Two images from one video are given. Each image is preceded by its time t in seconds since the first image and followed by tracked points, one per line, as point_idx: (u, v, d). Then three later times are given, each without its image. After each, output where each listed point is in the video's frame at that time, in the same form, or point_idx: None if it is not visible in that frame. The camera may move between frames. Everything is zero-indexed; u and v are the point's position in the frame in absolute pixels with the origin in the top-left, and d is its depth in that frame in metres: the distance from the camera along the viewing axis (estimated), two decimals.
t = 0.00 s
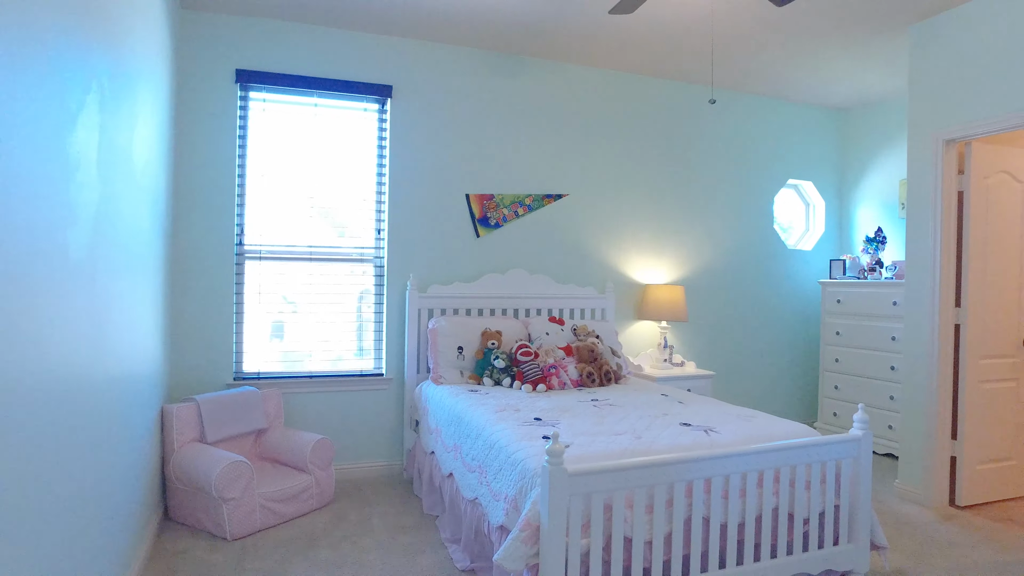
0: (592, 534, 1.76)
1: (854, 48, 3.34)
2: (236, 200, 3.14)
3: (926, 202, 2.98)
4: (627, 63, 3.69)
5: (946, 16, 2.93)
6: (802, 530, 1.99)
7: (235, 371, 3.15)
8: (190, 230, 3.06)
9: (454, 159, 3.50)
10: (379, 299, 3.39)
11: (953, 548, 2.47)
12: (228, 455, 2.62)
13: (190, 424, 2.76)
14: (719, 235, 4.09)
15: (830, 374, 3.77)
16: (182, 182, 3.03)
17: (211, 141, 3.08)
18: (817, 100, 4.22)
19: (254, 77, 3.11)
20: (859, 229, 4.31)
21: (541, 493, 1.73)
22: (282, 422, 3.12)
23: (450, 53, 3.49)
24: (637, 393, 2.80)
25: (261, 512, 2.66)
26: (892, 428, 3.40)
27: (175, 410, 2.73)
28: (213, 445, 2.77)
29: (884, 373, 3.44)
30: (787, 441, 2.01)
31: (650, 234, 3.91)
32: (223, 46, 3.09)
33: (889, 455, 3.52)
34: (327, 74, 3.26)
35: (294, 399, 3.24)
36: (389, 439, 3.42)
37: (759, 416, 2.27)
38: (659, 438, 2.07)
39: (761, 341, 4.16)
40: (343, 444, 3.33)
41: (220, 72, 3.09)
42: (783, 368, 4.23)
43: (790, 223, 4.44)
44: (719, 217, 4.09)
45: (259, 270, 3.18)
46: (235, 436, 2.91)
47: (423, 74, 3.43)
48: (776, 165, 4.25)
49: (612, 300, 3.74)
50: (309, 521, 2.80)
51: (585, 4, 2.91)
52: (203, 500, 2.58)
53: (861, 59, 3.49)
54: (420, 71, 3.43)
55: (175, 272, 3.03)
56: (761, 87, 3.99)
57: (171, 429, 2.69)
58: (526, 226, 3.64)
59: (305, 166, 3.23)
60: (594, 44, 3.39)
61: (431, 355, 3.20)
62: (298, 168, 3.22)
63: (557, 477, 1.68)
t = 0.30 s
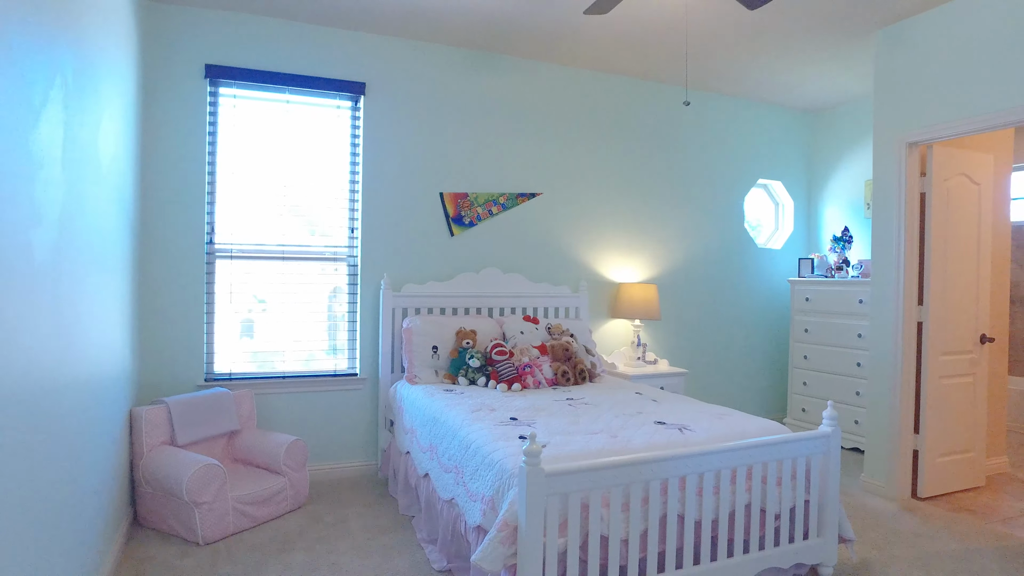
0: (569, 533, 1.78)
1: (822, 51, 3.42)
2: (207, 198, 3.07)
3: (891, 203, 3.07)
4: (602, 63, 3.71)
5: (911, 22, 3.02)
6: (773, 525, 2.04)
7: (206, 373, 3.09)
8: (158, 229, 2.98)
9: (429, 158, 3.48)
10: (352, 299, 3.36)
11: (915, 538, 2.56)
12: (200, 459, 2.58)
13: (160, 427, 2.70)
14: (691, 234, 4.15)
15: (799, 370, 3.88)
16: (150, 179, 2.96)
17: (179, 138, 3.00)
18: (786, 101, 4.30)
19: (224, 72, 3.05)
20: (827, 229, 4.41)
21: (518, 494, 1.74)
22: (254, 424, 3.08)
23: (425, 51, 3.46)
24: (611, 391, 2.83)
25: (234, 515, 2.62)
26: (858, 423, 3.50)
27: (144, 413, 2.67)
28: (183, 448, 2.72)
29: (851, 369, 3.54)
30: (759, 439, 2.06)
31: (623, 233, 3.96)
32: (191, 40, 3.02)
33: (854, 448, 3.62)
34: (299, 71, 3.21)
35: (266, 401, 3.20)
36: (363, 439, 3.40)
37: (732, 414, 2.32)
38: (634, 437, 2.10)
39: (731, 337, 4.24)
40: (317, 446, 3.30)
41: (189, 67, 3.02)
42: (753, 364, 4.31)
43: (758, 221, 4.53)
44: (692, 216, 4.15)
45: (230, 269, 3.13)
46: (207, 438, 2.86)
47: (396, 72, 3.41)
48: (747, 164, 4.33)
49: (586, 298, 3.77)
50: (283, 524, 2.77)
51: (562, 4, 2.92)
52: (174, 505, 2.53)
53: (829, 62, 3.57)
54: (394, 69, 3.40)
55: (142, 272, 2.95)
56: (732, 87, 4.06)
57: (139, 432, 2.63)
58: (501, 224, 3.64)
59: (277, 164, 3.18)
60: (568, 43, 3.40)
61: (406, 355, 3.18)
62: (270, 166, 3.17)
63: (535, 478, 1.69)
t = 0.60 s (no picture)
0: (549, 533, 1.79)
1: (797, 55, 3.48)
2: (183, 198, 3.03)
3: (863, 204, 3.14)
4: (582, 64, 3.74)
5: (882, 28, 3.09)
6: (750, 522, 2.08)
7: (183, 375, 3.05)
8: (133, 229, 2.93)
9: (408, 158, 3.48)
10: (332, 300, 3.34)
11: (886, 532, 2.63)
12: (177, 462, 2.54)
13: (136, 431, 2.66)
14: (669, 234, 4.19)
15: (775, 369, 3.95)
16: (125, 178, 2.91)
17: (154, 136, 2.96)
18: (762, 103, 4.37)
19: (201, 71, 3.01)
20: (802, 230, 4.50)
21: (499, 495, 1.75)
22: (233, 426, 3.05)
23: (405, 51, 3.46)
24: (591, 391, 2.86)
25: (212, 519, 2.60)
26: (832, 420, 3.58)
27: (119, 416, 2.63)
28: (160, 451, 2.68)
29: (825, 367, 3.61)
30: (736, 438, 2.10)
31: (602, 234, 3.99)
32: (166, 38, 2.98)
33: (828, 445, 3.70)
34: (277, 70, 3.18)
35: (244, 403, 3.17)
36: (343, 441, 3.38)
37: (710, 414, 2.36)
38: (614, 437, 2.12)
39: (709, 337, 4.30)
40: (296, 448, 3.28)
41: (164, 65, 2.97)
42: (729, 362, 4.38)
43: (735, 220, 4.59)
44: (670, 217, 4.20)
45: (208, 270, 3.09)
46: (184, 441, 2.82)
47: (376, 72, 3.39)
48: (724, 166, 4.39)
49: (565, 298, 3.80)
50: (262, 527, 2.75)
51: (542, 5, 2.94)
52: (150, 509, 2.50)
53: (803, 66, 3.64)
54: (373, 69, 3.38)
55: (117, 273, 2.90)
56: (709, 90, 4.12)
57: (115, 436, 2.59)
58: (480, 225, 3.65)
59: (255, 163, 3.15)
60: (548, 44, 3.42)
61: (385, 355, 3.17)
62: (247, 166, 3.14)
63: (515, 479, 1.70)
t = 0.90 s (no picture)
0: (537, 532, 1.82)
1: (779, 59, 3.54)
2: (167, 199, 3.01)
3: (844, 206, 3.20)
4: (567, 66, 3.77)
5: (861, 34, 3.15)
6: (734, 520, 2.12)
7: (168, 377, 3.04)
8: (116, 230, 2.91)
9: (394, 159, 3.48)
10: (317, 301, 3.34)
11: (865, 527, 2.68)
12: (162, 465, 2.53)
13: (120, 433, 2.64)
14: (653, 235, 4.24)
15: (758, 368, 4.01)
16: (107, 179, 2.88)
17: (137, 137, 2.94)
18: (745, 106, 4.43)
19: (185, 70, 2.99)
20: (784, 231, 4.56)
21: (487, 495, 1.76)
22: (218, 428, 3.03)
23: (391, 53, 3.46)
24: (576, 391, 2.89)
25: (199, 521, 2.59)
26: (813, 418, 3.64)
27: (103, 419, 2.61)
28: (144, 454, 2.66)
29: (806, 366, 3.68)
30: (720, 437, 2.13)
31: (588, 235, 4.02)
32: (149, 38, 2.95)
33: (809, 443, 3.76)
34: (262, 71, 3.17)
35: (230, 405, 3.15)
36: (329, 442, 3.38)
37: (694, 413, 2.40)
38: (600, 437, 2.15)
39: (693, 336, 4.36)
40: (282, 449, 3.27)
41: (148, 64, 2.95)
42: (713, 362, 4.44)
43: (718, 220, 4.65)
44: (654, 217, 4.25)
45: (193, 271, 3.07)
46: (169, 444, 2.80)
47: (362, 74, 3.39)
48: (708, 167, 4.44)
49: (551, 299, 3.82)
50: (248, 529, 2.74)
51: (528, 8, 2.96)
52: (135, 512, 2.48)
53: (785, 69, 3.70)
54: (359, 70, 3.38)
55: (100, 274, 2.87)
56: (694, 92, 4.16)
57: (98, 438, 2.57)
58: (466, 226, 3.66)
59: (240, 163, 3.14)
60: (534, 46, 3.44)
61: (372, 356, 3.18)
62: (232, 166, 3.13)
63: (503, 479, 1.72)
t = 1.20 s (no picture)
0: (525, 530, 1.84)
1: (763, 61, 3.58)
2: (153, 198, 3.00)
3: (825, 207, 3.25)
4: (554, 67, 3.79)
5: (843, 37, 3.21)
6: (719, 516, 2.16)
7: (153, 377, 3.02)
8: (100, 230, 2.88)
9: (381, 159, 3.48)
10: (305, 301, 3.34)
11: (845, 523, 2.74)
12: (149, 465, 2.52)
13: (105, 434, 2.63)
14: (639, 235, 4.28)
15: (742, 366, 4.06)
16: (91, 178, 2.86)
17: (122, 135, 2.91)
18: (729, 107, 4.48)
19: (170, 69, 2.97)
20: (768, 231, 4.62)
21: (475, 493, 1.78)
22: (204, 429, 3.02)
23: (378, 53, 3.46)
24: (563, 390, 2.91)
25: (185, 521, 2.58)
26: (796, 416, 3.70)
27: (87, 420, 2.59)
28: (130, 455, 2.65)
29: (789, 364, 3.74)
30: (706, 434, 2.17)
31: (574, 235, 4.05)
32: (134, 36, 2.93)
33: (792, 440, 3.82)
34: (248, 70, 3.16)
35: (216, 405, 3.14)
36: (315, 442, 3.38)
37: (680, 411, 2.43)
38: (587, 435, 2.17)
39: (678, 335, 4.40)
40: (268, 450, 3.27)
41: (132, 62, 2.93)
42: (698, 360, 4.48)
43: (703, 220, 4.69)
44: (640, 217, 4.28)
45: (179, 271, 3.06)
46: (155, 444, 2.79)
47: (349, 74, 3.39)
48: (693, 168, 4.49)
49: (537, 298, 3.85)
50: (235, 529, 2.73)
51: (515, 9, 2.98)
52: (120, 514, 2.47)
53: (769, 71, 3.74)
54: (346, 70, 3.38)
55: (83, 274, 2.85)
56: (679, 92, 4.20)
57: (83, 439, 2.55)
58: (453, 226, 3.67)
59: (226, 163, 3.13)
60: (521, 46, 3.46)
61: (359, 356, 3.18)
62: (218, 165, 3.12)
63: (491, 477, 1.74)
